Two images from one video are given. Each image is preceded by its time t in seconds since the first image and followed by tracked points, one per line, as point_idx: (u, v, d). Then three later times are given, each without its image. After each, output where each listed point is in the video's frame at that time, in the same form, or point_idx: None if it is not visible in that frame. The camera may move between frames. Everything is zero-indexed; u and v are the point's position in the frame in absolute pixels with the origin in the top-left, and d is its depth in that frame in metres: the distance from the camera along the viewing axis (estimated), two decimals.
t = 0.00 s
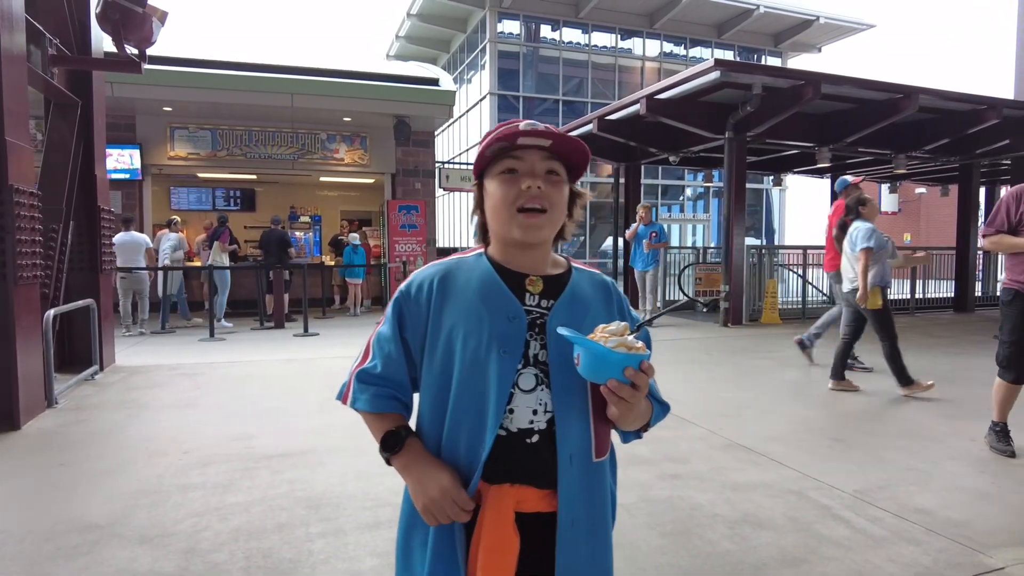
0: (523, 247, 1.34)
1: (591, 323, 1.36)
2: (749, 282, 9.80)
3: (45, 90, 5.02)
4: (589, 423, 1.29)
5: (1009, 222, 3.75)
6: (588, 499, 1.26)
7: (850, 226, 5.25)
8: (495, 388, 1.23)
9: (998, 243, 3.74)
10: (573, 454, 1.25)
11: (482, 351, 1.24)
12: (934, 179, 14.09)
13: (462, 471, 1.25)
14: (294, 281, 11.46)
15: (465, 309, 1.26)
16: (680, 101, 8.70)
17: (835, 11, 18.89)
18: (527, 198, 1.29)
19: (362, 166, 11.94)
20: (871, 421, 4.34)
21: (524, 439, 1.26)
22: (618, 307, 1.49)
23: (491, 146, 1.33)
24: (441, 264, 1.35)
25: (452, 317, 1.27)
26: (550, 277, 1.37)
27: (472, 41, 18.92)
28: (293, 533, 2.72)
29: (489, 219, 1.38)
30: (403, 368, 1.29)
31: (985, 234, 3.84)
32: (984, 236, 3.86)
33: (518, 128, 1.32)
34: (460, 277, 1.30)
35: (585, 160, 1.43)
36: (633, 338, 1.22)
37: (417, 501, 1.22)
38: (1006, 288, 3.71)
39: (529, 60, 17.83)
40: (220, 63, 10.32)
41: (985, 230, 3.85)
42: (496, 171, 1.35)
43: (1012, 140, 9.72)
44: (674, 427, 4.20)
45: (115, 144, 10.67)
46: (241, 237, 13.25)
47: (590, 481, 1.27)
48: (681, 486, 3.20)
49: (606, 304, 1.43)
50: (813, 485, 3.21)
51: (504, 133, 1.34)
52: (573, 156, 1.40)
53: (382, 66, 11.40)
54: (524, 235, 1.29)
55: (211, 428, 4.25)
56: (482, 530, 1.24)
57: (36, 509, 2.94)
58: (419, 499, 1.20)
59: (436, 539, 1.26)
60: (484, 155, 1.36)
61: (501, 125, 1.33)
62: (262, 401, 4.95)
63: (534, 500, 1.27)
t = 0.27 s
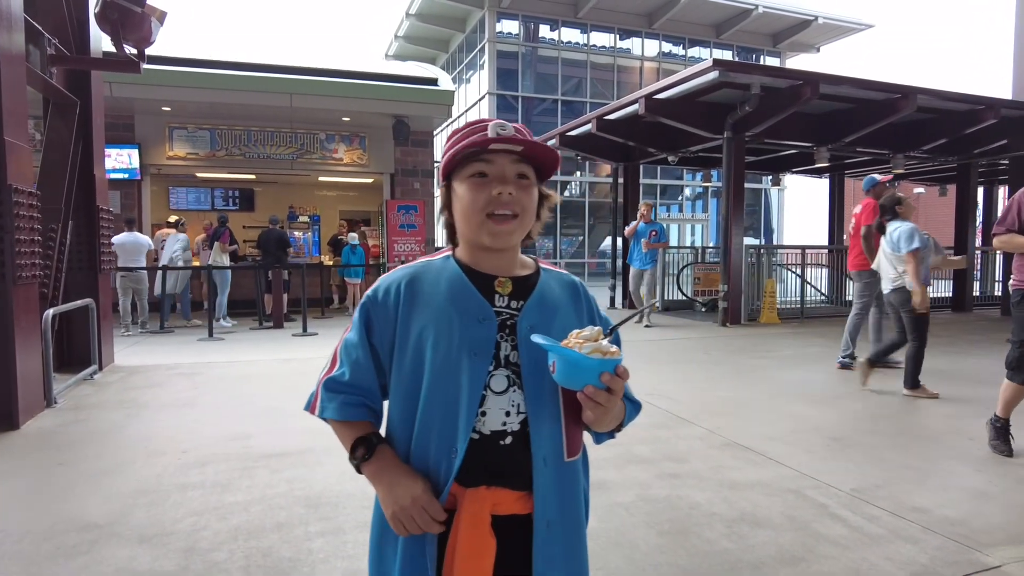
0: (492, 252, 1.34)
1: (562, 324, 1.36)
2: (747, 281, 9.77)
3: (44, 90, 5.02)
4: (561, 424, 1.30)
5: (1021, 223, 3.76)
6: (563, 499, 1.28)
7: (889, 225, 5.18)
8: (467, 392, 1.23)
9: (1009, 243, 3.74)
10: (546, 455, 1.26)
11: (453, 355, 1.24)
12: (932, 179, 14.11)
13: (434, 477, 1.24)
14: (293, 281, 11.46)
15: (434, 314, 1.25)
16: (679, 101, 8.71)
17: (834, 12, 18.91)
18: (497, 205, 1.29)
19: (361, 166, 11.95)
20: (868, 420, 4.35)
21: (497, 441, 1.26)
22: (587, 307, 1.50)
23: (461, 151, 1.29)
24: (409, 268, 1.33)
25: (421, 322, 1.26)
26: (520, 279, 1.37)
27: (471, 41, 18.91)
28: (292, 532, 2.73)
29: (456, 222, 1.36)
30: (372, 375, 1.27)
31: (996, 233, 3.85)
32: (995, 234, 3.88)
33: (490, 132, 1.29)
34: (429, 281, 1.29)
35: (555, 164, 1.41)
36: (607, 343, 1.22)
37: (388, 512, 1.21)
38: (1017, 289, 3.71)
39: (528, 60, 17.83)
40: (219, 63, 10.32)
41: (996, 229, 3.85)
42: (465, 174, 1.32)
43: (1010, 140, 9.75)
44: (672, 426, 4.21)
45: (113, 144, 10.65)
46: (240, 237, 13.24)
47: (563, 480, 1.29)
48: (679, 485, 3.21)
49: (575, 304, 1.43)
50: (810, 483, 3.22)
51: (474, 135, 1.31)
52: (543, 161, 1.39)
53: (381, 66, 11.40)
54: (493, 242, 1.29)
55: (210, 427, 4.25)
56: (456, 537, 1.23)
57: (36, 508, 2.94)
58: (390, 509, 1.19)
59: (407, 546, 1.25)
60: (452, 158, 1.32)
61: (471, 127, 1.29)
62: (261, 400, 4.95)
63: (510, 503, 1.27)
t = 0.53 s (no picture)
0: (463, 260, 1.32)
1: (534, 327, 1.33)
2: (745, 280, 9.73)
3: (44, 90, 5.02)
4: (537, 429, 1.28)
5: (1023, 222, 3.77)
6: (541, 503, 1.27)
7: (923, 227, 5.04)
8: (441, 398, 1.20)
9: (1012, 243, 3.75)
10: (523, 459, 1.24)
11: (425, 361, 1.20)
12: (931, 179, 14.12)
13: (406, 488, 1.20)
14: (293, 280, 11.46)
15: (405, 320, 1.22)
16: (678, 100, 8.72)
17: (833, 11, 18.91)
18: (474, 219, 1.26)
19: (360, 165, 11.95)
20: (866, 420, 4.37)
21: (473, 446, 1.23)
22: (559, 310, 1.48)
23: (439, 161, 1.25)
24: (377, 272, 1.30)
25: (391, 327, 1.22)
26: (491, 283, 1.34)
27: (471, 40, 18.91)
28: (292, 531, 2.73)
29: (428, 227, 1.32)
30: (340, 383, 1.23)
31: (999, 233, 3.87)
32: (1000, 234, 3.88)
33: (472, 146, 1.24)
34: (399, 286, 1.25)
35: (532, 177, 1.39)
36: (587, 349, 1.20)
37: (360, 525, 1.16)
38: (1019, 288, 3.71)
39: (528, 59, 17.82)
40: (219, 62, 10.32)
41: (999, 229, 3.87)
42: (441, 183, 1.27)
43: (1009, 140, 9.76)
44: (671, 426, 4.22)
45: (112, 142, 10.64)
46: (240, 236, 13.24)
47: (541, 484, 1.28)
48: (678, 484, 3.21)
49: (547, 306, 1.42)
50: (809, 483, 3.23)
51: (453, 145, 1.26)
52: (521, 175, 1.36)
53: (381, 66, 11.40)
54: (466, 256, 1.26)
55: (210, 427, 4.26)
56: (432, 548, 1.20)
57: (36, 508, 2.95)
58: (363, 522, 1.15)
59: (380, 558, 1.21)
60: (428, 165, 1.27)
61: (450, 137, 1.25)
62: (261, 400, 4.95)
63: (488, 510, 1.24)
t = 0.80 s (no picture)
0: (440, 258, 1.30)
1: (512, 321, 1.32)
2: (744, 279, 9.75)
3: (43, 88, 5.03)
4: (519, 422, 1.27)
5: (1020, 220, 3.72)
6: (526, 495, 1.26)
7: (959, 224, 5.02)
8: (420, 391, 1.19)
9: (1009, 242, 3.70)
10: (506, 451, 1.23)
11: (402, 354, 1.19)
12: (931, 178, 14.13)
13: (389, 485, 1.19)
14: (292, 279, 11.46)
15: (382, 315, 1.21)
16: (677, 99, 8.73)
17: (833, 11, 18.92)
18: (457, 225, 1.24)
19: (360, 164, 11.95)
20: (864, 418, 4.38)
21: (454, 438, 1.22)
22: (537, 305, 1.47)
23: (426, 167, 1.21)
24: (354, 269, 1.29)
25: (368, 323, 1.21)
26: (469, 278, 1.33)
27: (470, 39, 18.92)
28: (290, 527, 2.74)
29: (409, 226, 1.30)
30: (319, 381, 1.22)
31: (996, 232, 3.81)
32: (996, 232, 3.83)
33: (461, 158, 1.21)
34: (376, 282, 1.25)
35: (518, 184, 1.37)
36: (567, 342, 1.20)
37: (343, 524, 1.15)
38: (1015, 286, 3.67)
39: (527, 58, 17.82)
40: (219, 61, 10.33)
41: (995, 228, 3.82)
42: (425, 187, 1.24)
43: (1008, 139, 9.78)
44: (669, 423, 4.23)
45: (111, 142, 10.64)
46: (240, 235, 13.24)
47: (526, 476, 1.27)
48: (675, 481, 3.22)
49: (525, 301, 1.41)
50: (806, 480, 3.24)
51: (442, 149, 1.23)
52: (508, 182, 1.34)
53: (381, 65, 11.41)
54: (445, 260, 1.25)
55: (209, 425, 4.26)
56: (418, 545, 1.18)
57: (36, 504, 2.96)
58: (345, 521, 1.14)
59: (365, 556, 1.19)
60: (414, 167, 1.23)
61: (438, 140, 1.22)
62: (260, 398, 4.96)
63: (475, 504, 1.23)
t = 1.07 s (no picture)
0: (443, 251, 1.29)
1: (522, 329, 1.30)
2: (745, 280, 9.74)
3: (41, 88, 5.01)
4: (528, 435, 1.24)
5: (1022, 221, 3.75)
6: (537, 512, 1.23)
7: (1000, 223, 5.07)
8: (426, 401, 1.16)
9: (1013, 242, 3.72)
10: (515, 467, 1.21)
11: (406, 364, 1.17)
12: (931, 177, 14.11)
13: (395, 501, 1.17)
14: (292, 279, 11.43)
15: (385, 322, 1.19)
16: (678, 100, 8.71)
17: (833, 10, 18.90)
18: (452, 205, 1.24)
19: (360, 164, 11.92)
20: (866, 419, 4.37)
21: (462, 450, 1.20)
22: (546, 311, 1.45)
23: (419, 147, 1.26)
24: (356, 275, 1.27)
25: (370, 330, 1.19)
26: (476, 281, 1.31)
27: (470, 39, 18.90)
28: (292, 531, 2.72)
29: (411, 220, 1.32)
30: (322, 393, 1.20)
31: (999, 232, 3.84)
32: (999, 234, 3.87)
33: (452, 133, 1.25)
34: (378, 289, 1.23)
35: (519, 175, 1.38)
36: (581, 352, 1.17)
37: (349, 543, 1.13)
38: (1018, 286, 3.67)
39: (527, 58, 17.79)
40: (219, 61, 10.30)
41: (998, 228, 3.85)
42: (422, 170, 1.27)
43: (1009, 139, 9.76)
44: (671, 425, 4.21)
45: (111, 141, 10.67)
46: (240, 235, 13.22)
47: (535, 492, 1.24)
48: (678, 484, 3.20)
49: (534, 307, 1.39)
50: (810, 482, 3.22)
51: (436, 133, 1.28)
52: (507, 170, 1.35)
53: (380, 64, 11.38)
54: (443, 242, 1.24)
55: (209, 426, 4.24)
56: (427, 564, 1.16)
57: (35, 507, 2.94)
58: (353, 540, 1.12)
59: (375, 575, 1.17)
60: (410, 153, 1.28)
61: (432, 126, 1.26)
62: (260, 399, 4.94)
63: (485, 524, 1.21)
